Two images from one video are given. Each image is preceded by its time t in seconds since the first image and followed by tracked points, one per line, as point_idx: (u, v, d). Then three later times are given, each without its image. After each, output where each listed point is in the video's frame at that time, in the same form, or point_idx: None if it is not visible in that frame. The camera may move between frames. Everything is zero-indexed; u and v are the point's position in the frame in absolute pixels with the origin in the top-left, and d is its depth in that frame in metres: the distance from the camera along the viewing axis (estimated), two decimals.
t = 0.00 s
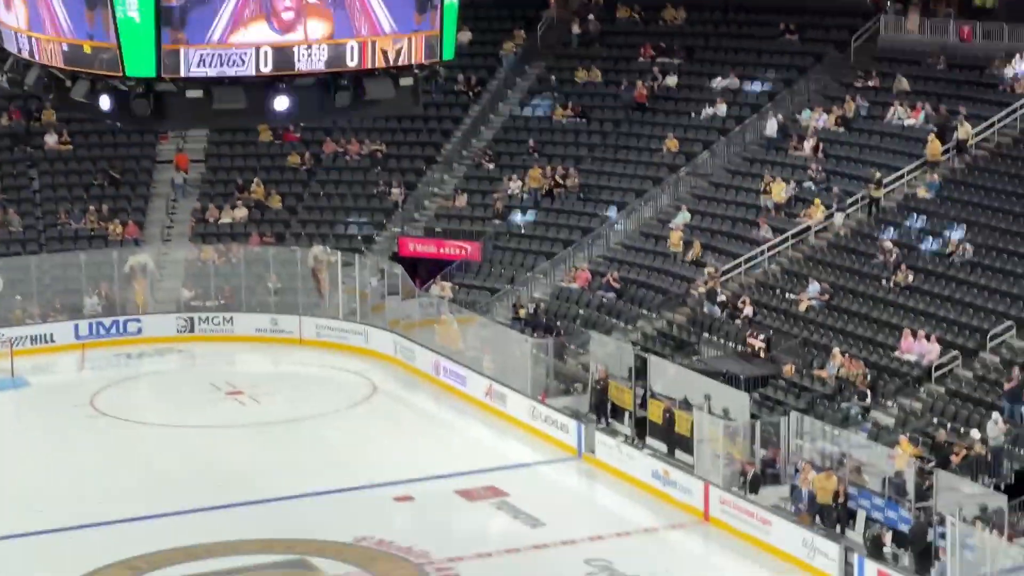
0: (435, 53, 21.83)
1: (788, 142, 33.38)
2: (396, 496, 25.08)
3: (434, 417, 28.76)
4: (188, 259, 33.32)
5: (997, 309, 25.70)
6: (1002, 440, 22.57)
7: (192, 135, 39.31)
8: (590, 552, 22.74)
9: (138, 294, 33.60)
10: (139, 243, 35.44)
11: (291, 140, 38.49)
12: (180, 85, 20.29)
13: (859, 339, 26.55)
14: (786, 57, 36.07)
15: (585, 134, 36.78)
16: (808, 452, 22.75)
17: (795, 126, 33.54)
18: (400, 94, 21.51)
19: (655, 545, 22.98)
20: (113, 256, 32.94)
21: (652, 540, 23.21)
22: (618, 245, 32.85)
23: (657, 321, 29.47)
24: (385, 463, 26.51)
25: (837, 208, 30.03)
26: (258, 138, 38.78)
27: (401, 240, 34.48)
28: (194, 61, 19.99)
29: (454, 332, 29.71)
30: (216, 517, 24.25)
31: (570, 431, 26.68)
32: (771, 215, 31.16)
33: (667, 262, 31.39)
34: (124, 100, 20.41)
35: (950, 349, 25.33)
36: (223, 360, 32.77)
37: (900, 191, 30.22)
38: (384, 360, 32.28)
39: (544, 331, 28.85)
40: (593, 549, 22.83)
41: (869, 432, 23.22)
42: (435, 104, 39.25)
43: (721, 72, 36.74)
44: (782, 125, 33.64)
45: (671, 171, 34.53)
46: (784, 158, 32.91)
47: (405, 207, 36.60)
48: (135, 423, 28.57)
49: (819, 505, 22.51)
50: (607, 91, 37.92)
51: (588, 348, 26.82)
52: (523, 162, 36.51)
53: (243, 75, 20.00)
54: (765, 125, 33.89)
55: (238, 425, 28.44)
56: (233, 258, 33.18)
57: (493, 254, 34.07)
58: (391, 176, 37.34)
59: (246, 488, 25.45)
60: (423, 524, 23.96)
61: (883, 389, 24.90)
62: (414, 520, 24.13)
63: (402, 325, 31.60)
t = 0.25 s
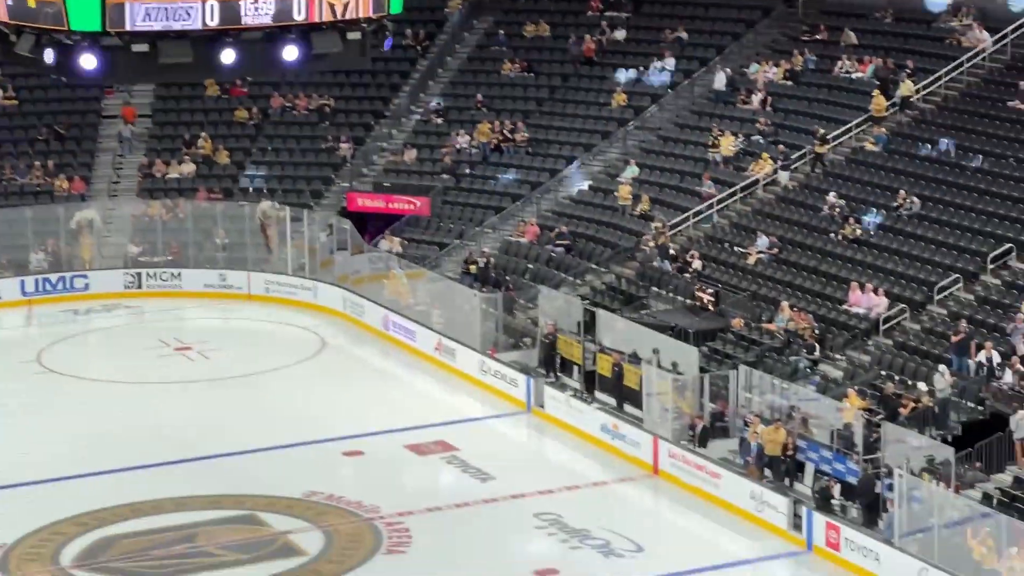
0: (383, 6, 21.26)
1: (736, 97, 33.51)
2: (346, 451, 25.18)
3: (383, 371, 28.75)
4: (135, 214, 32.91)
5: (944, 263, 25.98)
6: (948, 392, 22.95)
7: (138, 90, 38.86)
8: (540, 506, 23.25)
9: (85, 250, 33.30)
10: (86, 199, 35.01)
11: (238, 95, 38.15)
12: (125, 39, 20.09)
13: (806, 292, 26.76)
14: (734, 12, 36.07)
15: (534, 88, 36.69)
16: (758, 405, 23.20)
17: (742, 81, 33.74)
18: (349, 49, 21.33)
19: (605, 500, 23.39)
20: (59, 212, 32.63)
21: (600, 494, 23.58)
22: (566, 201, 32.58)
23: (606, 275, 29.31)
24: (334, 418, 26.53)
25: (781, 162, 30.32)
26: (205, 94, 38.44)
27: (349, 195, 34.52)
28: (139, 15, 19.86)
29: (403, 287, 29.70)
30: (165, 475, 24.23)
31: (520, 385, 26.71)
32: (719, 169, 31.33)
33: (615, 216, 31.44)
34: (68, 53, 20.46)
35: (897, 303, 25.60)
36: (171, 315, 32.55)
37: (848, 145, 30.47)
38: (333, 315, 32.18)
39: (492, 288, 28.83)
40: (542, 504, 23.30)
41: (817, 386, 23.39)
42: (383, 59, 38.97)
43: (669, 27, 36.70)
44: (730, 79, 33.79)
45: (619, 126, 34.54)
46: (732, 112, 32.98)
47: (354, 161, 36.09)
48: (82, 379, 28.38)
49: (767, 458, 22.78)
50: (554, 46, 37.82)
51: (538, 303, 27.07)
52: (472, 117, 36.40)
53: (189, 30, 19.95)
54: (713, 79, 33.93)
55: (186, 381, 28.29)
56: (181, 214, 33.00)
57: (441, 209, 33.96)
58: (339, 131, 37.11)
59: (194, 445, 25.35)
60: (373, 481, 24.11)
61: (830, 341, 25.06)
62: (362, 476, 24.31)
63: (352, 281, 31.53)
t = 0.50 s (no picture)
0: None
1: (694, 61, 33.41)
2: (303, 416, 25.14)
3: (340, 336, 28.66)
4: (90, 179, 32.70)
5: (900, 226, 26.07)
6: (903, 355, 23.11)
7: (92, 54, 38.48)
8: (497, 470, 23.32)
9: (41, 216, 33.02)
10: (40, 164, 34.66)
11: (193, 60, 37.85)
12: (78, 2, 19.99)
13: (764, 257, 26.83)
14: None
15: (491, 52, 36.49)
16: (714, 369, 23.43)
17: (699, 44, 33.65)
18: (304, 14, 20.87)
19: (562, 463, 23.48)
20: (13, 177, 32.45)
21: (557, 457, 23.68)
22: (522, 165, 32.59)
23: (562, 239, 29.33)
24: (291, 382, 26.47)
25: (736, 127, 30.29)
26: (159, 59, 38.11)
27: (307, 159, 34.44)
28: None
29: (360, 252, 29.63)
30: (120, 441, 24.11)
31: (477, 349, 26.69)
32: (676, 133, 31.42)
33: (572, 180, 31.39)
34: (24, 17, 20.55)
35: (854, 267, 25.71)
36: (126, 281, 32.31)
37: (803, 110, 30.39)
38: (290, 280, 32.06)
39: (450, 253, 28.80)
40: (500, 468, 23.38)
41: (774, 349, 23.51)
42: (339, 23, 38.70)
43: None
44: (686, 43, 33.73)
45: (576, 90, 34.48)
46: (689, 76, 32.96)
47: (310, 126, 36.16)
48: (38, 344, 28.20)
49: (723, 421, 22.85)
50: (510, 10, 37.47)
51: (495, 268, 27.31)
52: (428, 82, 36.24)
53: None
54: (670, 43, 33.87)
55: (141, 346, 28.13)
56: (135, 179, 32.82)
57: (398, 174, 33.80)
58: (296, 96, 36.86)
59: (150, 412, 25.22)
60: (330, 446, 24.10)
61: (786, 305, 25.18)
62: (319, 440, 24.32)
63: (308, 245, 31.38)
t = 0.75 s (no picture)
0: None
1: (646, 24, 33.41)
2: (256, 380, 25.05)
3: (293, 301, 28.56)
4: (40, 143, 32.39)
5: (853, 189, 26.18)
6: (855, 318, 23.12)
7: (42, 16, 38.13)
8: (451, 433, 23.32)
9: None
10: None
11: (144, 24, 37.54)
12: None
13: (717, 220, 26.88)
14: None
15: (444, 16, 36.27)
16: (667, 331, 23.34)
17: (652, 8, 33.54)
18: None
19: (516, 427, 23.52)
20: None
21: (511, 420, 23.73)
22: (475, 129, 32.44)
23: (516, 204, 29.26)
24: (244, 347, 26.35)
25: (687, 90, 30.44)
26: (110, 22, 37.75)
27: (259, 124, 34.25)
28: None
29: (314, 216, 29.45)
30: (71, 407, 23.95)
31: (431, 313, 26.72)
32: (630, 97, 31.41)
33: (525, 144, 31.32)
34: None
35: (806, 229, 25.83)
36: (79, 246, 32.03)
37: (757, 73, 30.54)
38: (244, 245, 31.93)
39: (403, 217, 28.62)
40: (454, 432, 23.38)
41: (727, 312, 23.53)
42: None
43: None
44: (639, 7, 33.68)
45: (530, 54, 34.41)
46: (642, 40, 32.89)
47: (263, 91, 35.72)
48: None
49: (678, 383, 22.96)
50: None
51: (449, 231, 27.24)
52: (382, 46, 36.02)
53: None
54: (623, 7, 33.78)
55: (94, 312, 27.92)
56: (87, 142, 32.46)
57: (352, 138, 33.64)
58: (249, 60, 36.58)
59: (101, 377, 25.06)
60: (284, 410, 24.05)
61: (740, 267, 25.35)
62: (273, 404, 24.24)
63: (262, 210, 31.28)
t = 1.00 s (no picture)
0: None
1: None
2: (214, 352, 24.95)
3: (251, 273, 28.45)
4: None
5: (812, 159, 26.29)
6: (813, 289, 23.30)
7: None
8: (409, 405, 23.30)
9: None
10: None
11: None
12: None
13: (676, 191, 26.92)
14: None
15: None
16: (626, 303, 23.38)
17: None
18: None
19: (474, 397, 23.55)
20: None
21: (469, 391, 23.75)
22: (434, 100, 32.74)
23: (474, 174, 29.35)
24: (203, 319, 26.22)
25: (643, 65, 30.43)
26: None
27: (217, 95, 33.15)
28: None
29: (272, 188, 29.35)
30: (27, 380, 23.79)
31: (389, 285, 26.75)
32: (589, 69, 31.24)
33: (484, 116, 31.26)
34: None
35: (765, 200, 25.83)
36: (34, 218, 31.75)
37: (715, 44, 30.55)
38: (202, 217, 31.77)
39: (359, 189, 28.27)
40: (413, 403, 23.37)
41: (685, 284, 23.73)
42: None
43: None
44: None
45: (488, 26, 34.07)
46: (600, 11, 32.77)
47: (220, 63, 35.68)
48: None
49: (637, 354, 22.95)
50: None
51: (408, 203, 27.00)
52: (340, 17, 35.79)
53: None
54: None
55: (50, 284, 27.71)
56: (42, 114, 31.90)
57: (312, 110, 33.58)
58: (205, 31, 36.35)
59: (57, 350, 24.88)
60: (241, 382, 23.98)
61: (699, 239, 25.20)
62: (231, 376, 24.16)
63: (219, 182, 31.13)
